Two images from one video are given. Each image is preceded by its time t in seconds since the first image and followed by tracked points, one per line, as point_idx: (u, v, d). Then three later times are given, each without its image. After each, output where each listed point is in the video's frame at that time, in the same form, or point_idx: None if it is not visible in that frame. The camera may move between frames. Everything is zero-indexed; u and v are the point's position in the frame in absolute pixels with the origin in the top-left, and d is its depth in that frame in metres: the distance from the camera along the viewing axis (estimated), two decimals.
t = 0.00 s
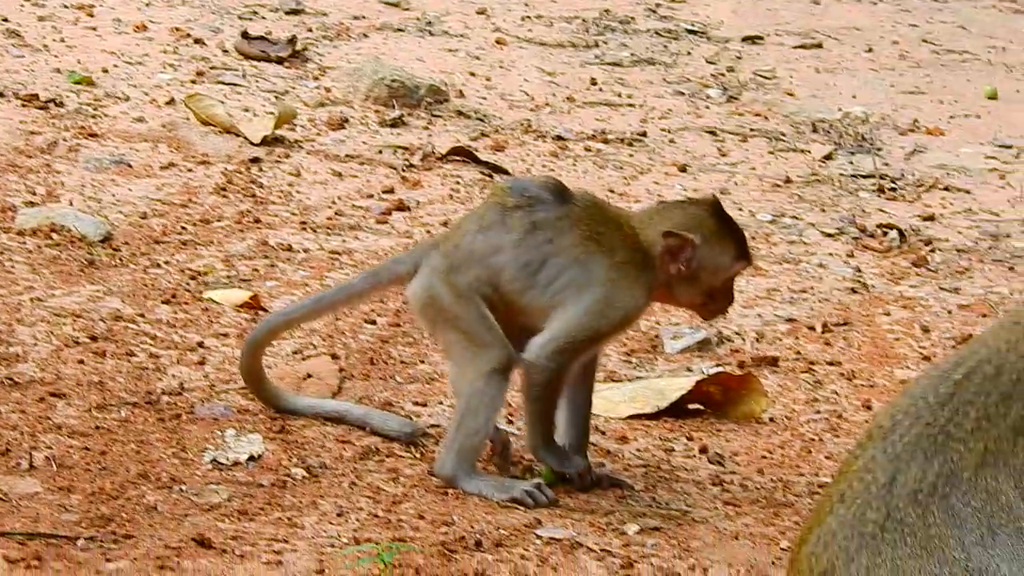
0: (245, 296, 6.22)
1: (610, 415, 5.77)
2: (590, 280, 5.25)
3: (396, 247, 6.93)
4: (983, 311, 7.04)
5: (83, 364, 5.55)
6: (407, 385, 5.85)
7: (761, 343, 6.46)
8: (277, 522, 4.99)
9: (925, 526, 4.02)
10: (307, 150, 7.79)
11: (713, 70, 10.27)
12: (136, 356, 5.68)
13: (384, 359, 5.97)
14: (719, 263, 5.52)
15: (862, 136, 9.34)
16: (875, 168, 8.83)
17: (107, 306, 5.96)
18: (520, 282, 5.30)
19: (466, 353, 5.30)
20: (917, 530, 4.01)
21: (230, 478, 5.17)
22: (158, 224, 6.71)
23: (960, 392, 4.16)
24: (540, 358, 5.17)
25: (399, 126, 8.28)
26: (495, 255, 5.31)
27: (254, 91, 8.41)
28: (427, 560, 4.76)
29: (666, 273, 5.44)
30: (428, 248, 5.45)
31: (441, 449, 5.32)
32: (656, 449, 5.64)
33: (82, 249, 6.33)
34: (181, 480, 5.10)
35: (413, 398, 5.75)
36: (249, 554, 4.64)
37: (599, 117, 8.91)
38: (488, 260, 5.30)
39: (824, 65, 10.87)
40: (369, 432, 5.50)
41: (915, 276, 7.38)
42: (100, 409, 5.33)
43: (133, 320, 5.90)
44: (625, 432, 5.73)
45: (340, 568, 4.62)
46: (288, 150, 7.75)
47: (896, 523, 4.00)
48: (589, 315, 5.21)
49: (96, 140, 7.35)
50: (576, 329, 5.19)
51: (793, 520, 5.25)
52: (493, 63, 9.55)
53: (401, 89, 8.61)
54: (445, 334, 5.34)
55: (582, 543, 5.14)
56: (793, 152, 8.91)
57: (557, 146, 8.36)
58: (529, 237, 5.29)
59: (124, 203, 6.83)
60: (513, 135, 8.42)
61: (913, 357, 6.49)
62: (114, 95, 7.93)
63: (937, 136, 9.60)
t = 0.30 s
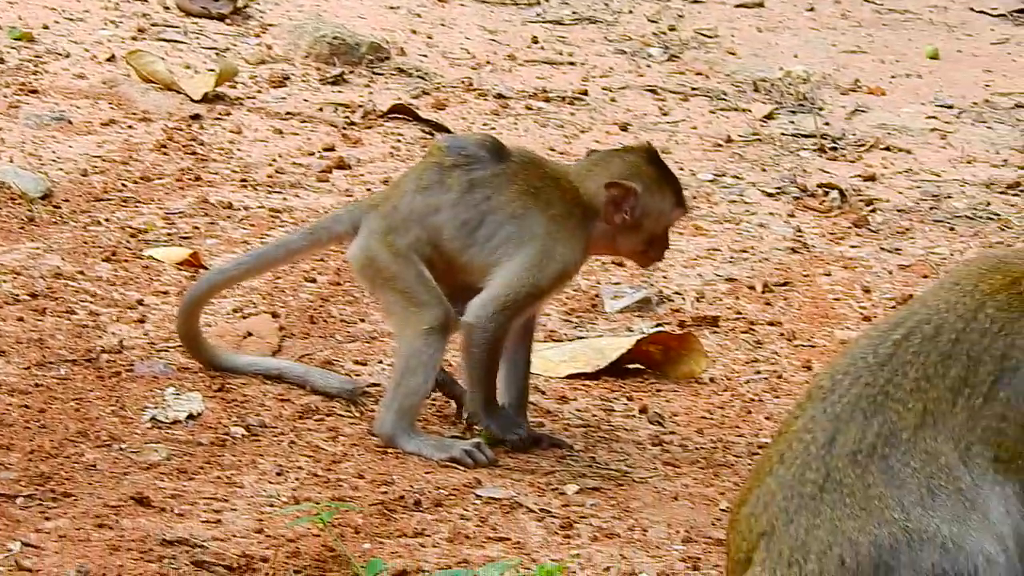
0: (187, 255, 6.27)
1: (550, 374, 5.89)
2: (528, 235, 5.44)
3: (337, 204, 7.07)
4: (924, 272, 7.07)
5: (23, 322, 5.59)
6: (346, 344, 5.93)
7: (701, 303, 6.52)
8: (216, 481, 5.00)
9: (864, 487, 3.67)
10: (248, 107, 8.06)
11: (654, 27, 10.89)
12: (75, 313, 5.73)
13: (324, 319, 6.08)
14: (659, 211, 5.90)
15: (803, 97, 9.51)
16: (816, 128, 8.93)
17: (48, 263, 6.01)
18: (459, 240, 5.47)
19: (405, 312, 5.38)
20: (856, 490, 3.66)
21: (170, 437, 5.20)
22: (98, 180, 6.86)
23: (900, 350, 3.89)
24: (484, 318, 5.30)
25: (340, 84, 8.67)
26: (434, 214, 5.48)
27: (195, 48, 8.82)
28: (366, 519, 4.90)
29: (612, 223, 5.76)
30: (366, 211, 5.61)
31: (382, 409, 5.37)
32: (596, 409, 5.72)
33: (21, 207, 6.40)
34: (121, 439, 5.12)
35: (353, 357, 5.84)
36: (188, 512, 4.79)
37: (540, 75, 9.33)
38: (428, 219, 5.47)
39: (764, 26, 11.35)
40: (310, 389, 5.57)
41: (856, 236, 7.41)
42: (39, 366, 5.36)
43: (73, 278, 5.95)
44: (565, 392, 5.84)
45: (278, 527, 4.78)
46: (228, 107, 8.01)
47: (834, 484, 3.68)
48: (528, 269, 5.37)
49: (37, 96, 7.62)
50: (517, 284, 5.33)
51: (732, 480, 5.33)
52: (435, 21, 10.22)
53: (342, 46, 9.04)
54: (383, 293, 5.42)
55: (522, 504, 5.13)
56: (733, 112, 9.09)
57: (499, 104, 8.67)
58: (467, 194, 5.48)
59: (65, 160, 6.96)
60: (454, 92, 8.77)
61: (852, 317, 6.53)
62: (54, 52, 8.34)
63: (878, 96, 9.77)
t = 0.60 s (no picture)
0: (158, 233, 6.34)
1: (521, 355, 5.87)
2: (512, 217, 5.52)
3: (309, 184, 7.11)
4: (894, 255, 7.07)
5: None
6: (318, 325, 5.96)
7: (672, 285, 6.54)
8: (188, 461, 5.00)
9: (834, 470, 3.63)
10: (218, 86, 8.20)
11: (624, 9, 10.88)
12: (47, 293, 5.76)
13: (295, 299, 6.12)
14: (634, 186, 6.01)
15: (773, 78, 9.50)
16: (786, 110, 8.94)
17: (19, 243, 6.06)
18: (441, 225, 5.54)
19: (388, 302, 5.46)
20: (827, 471, 3.63)
21: (141, 417, 5.20)
22: (69, 159, 6.93)
23: (873, 332, 3.81)
24: (477, 309, 5.40)
25: (310, 64, 8.82)
26: (413, 201, 5.54)
27: (166, 28, 9.04)
28: (337, 500, 4.90)
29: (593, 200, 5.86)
30: (340, 202, 5.65)
31: (354, 389, 5.38)
32: (567, 390, 5.74)
33: None
34: (92, 419, 5.13)
35: (324, 338, 5.87)
36: (160, 492, 4.80)
37: (510, 56, 9.43)
38: (407, 206, 5.52)
39: (736, 7, 11.34)
40: (280, 370, 5.58)
41: (827, 219, 7.41)
42: (10, 347, 5.38)
43: (44, 257, 6.00)
44: (536, 373, 5.82)
45: (249, 507, 4.79)
46: (199, 87, 8.15)
47: (804, 466, 3.65)
48: (514, 255, 5.47)
49: (9, 77, 7.76)
50: (506, 270, 5.45)
51: (703, 462, 5.34)
52: (408, 2, 10.32)
53: (312, 26, 9.20)
54: (369, 284, 5.50)
55: (493, 485, 5.12)
56: (704, 93, 9.12)
57: (469, 85, 8.79)
58: (447, 179, 5.56)
59: (37, 141, 7.05)
60: (425, 74, 8.89)
61: (823, 300, 6.54)
62: (26, 32, 8.54)
63: (848, 77, 9.76)
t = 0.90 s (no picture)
0: (147, 223, 6.35)
1: (510, 345, 5.92)
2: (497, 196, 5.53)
3: (299, 173, 7.11)
4: (883, 247, 7.06)
5: None
6: (307, 314, 5.96)
7: (660, 276, 6.55)
8: (177, 450, 5.00)
9: (824, 460, 3.61)
10: (208, 76, 8.21)
11: None
12: (36, 282, 5.78)
13: (284, 288, 6.12)
14: (623, 166, 6.06)
15: (762, 69, 9.50)
16: (775, 101, 8.93)
17: (9, 232, 6.08)
18: (429, 211, 5.56)
19: (381, 297, 5.44)
20: (816, 461, 3.61)
21: (130, 407, 5.20)
22: (58, 148, 6.96)
23: (862, 323, 3.76)
24: (454, 269, 5.41)
25: (299, 54, 8.84)
26: (399, 190, 5.56)
27: (155, 17, 9.09)
28: (326, 489, 4.90)
29: (585, 178, 5.89)
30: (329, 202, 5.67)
31: (344, 379, 5.38)
32: (555, 381, 5.76)
33: None
34: (81, 408, 5.13)
35: (312, 327, 5.87)
36: (149, 481, 4.81)
37: (500, 47, 9.44)
38: (394, 196, 5.55)
39: None
40: (269, 359, 5.59)
41: (816, 209, 7.41)
42: None
43: (33, 246, 6.02)
44: (524, 363, 5.85)
45: (238, 497, 4.79)
46: (188, 76, 8.16)
47: (794, 457, 3.63)
48: (499, 225, 5.47)
49: None
50: (486, 239, 5.44)
51: (692, 453, 5.34)
52: None
53: (301, 16, 9.24)
54: (364, 281, 5.49)
55: (482, 475, 5.13)
56: (693, 84, 9.12)
57: (458, 74, 8.79)
58: (430, 163, 5.59)
59: (27, 130, 7.09)
60: (414, 64, 8.90)
61: (812, 291, 6.54)
62: (16, 21, 8.62)
63: (837, 68, 9.75)
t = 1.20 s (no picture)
0: (136, 217, 6.35)
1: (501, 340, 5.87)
2: (489, 194, 5.57)
3: (289, 168, 7.10)
4: (873, 240, 7.06)
5: None
6: (297, 308, 5.96)
7: (650, 269, 6.55)
8: (166, 445, 5.00)
9: (814, 452, 3.59)
10: (198, 70, 8.24)
11: None
12: (25, 278, 5.79)
13: (274, 283, 6.12)
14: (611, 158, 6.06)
15: (752, 62, 9.50)
16: (764, 94, 8.93)
17: None
18: (415, 208, 5.57)
19: (371, 292, 5.47)
20: (806, 455, 3.59)
21: (120, 402, 5.20)
22: (47, 143, 6.98)
23: (851, 317, 3.75)
24: (451, 269, 5.46)
25: (289, 48, 8.86)
26: (385, 187, 5.58)
27: (145, 11, 9.19)
28: (315, 484, 4.89)
29: (581, 174, 5.92)
30: (317, 200, 5.70)
31: (334, 374, 5.39)
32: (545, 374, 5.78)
33: None
34: (70, 403, 5.12)
35: (302, 322, 5.87)
36: (138, 476, 4.80)
37: (489, 40, 9.44)
38: (381, 193, 5.57)
39: None
40: (258, 354, 5.58)
41: (805, 203, 7.41)
42: None
43: (22, 241, 6.03)
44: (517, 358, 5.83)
45: (228, 492, 4.78)
46: (178, 71, 8.19)
47: (784, 451, 3.61)
48: (494, 224, 5.52)
49: None
50: (482, 239, 5.49)
51: (682, 447, 5.34)
52: None
53: (291, 10, 9.26)
54: (353, 278, 5.52)
55: (472, 470, 5.12)
56: (682, 78, 9.12)
57: (447, 68, 8.80)
58: (417, 161, 5.61)
59: (17, 125, 7.13)
60: (404, 58, 8.91)
61: (802, 284, 6.54)
62: (7, 17, 8.75)
63: (826, 62, 9.74)
